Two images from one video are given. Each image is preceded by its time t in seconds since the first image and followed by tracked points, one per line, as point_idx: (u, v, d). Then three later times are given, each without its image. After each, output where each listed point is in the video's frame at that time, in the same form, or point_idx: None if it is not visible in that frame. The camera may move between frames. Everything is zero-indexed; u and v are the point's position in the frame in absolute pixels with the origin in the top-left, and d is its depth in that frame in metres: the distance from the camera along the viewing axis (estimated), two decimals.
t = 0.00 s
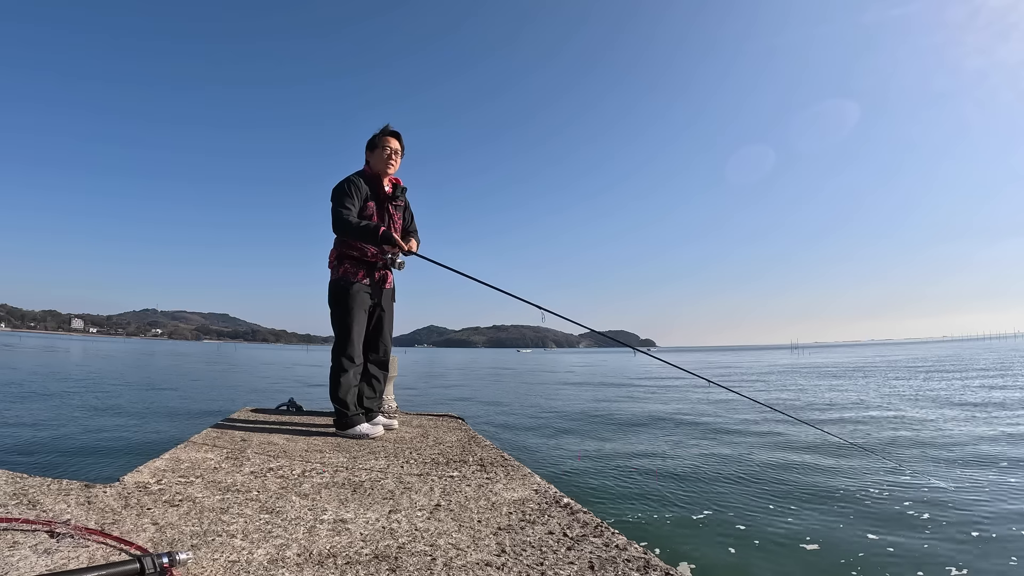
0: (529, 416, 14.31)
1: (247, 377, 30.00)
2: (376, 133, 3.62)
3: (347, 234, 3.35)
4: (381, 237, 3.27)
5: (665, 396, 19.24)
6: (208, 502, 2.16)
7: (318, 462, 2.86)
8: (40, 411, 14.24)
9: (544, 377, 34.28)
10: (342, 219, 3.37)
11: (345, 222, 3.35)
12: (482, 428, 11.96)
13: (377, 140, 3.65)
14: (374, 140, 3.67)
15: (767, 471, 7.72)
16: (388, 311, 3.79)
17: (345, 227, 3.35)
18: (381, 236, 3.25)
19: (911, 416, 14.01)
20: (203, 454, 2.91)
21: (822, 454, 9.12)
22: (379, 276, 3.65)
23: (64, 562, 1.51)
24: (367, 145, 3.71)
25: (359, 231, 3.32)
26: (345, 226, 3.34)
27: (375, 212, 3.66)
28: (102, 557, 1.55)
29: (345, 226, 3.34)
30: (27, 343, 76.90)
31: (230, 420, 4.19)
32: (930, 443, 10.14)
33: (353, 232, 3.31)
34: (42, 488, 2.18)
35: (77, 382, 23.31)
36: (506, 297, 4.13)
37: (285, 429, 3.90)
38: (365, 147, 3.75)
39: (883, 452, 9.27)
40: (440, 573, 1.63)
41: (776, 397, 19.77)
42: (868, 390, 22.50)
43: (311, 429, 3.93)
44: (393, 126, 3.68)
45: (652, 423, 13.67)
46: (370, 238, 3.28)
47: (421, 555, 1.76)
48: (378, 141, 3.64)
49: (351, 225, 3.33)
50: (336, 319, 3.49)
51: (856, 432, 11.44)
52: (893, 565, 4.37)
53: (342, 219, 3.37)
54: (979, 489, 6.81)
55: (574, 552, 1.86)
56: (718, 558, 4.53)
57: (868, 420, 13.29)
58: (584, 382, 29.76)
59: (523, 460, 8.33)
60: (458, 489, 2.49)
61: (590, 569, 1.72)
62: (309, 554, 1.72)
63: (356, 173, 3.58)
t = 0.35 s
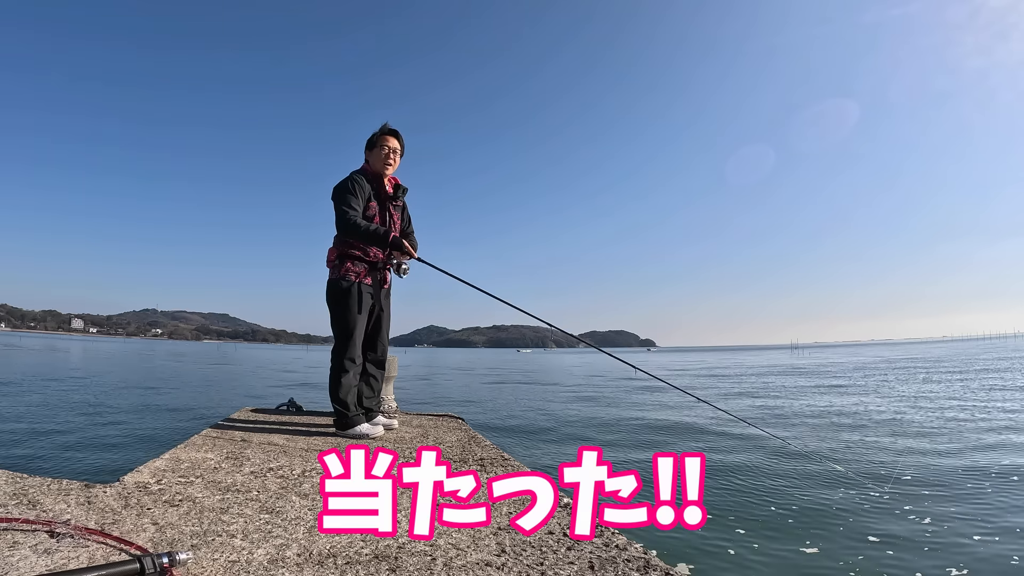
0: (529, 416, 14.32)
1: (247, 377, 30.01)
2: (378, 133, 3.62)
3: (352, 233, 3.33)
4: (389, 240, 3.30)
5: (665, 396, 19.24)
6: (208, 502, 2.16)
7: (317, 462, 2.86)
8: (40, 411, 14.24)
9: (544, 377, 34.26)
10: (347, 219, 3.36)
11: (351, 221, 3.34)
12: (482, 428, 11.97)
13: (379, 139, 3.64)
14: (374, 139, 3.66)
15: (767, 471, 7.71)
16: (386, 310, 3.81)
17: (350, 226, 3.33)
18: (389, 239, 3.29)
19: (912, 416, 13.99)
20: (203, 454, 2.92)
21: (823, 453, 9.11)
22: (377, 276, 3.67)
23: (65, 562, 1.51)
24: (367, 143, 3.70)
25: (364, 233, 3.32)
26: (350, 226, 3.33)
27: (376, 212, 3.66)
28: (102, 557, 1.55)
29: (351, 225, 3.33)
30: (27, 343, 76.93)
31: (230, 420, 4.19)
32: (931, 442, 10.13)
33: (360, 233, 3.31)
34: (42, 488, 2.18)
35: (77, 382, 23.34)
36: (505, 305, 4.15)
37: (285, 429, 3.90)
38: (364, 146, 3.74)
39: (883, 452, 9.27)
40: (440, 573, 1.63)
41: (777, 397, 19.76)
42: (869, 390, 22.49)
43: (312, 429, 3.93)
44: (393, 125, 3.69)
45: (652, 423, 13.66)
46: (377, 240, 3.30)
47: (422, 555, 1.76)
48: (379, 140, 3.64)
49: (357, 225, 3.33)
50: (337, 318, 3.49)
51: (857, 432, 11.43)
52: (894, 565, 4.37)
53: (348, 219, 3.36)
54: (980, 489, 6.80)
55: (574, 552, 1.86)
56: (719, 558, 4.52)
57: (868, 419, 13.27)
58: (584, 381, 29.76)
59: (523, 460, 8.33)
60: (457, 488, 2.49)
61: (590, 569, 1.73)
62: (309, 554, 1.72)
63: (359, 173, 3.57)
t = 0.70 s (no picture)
0: (529, 416, 14.31)
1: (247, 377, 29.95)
2: (381, 134, 3.63)
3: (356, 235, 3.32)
4: (394, 242, 3.31)
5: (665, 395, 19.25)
6: (208, 502, 2.16)
7: (317, 462, 2.86)
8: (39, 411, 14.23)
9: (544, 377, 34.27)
10: (351, 220, 3.34)
11: (355, 223, 3.33)
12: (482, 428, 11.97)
13: (381, 140, 3.64)
14: (376, 140, 3.66)
15: (768, 471, 7.71)
16: (385, 311, 3.82)
17: (354, 227, 3.32)
18: (394, 242, 3.30)
19: (912, 416, 13.99)
20: (203, 454, 2.91)
21: (823, 453, 9.12)
22: (378, 277, 3.67)
23: (65, 562, 1.51)
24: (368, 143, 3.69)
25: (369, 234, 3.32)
26: (354, 227, 3.32)
27: (378, 213, 3.67)
28: (102, 557, 1.55)
29: (355, 226, 3.32)
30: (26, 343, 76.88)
31: (230, 420, 4.19)
32: (931, 442, 10.13)
33: (365, 234, 3.31)
34: (42, 488, 2.18)
35: (77, 382, 23.31)
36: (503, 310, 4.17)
37: (285, 429, 3.90)
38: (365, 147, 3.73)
39: (883, 452, 9.28)
40: (440, 573, 1.63)
41: (777, 396, 19.76)
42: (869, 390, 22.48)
43: (312, 429, 3.93)
44: (395, 127, 3.69)
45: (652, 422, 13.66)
46: (382, 242, 3.31)
47: (422, 555, 1.77)
48: (381, 141, 3.64)
49: (362, 227, 3.32)
50: (338, 318, 3.48)
51: (857, 432, 11.44)
52: (894, 565, 4.37)
53: (352, 219, 3.35)
54: (980, 489, 6.80)
55: (574, 552, 1.86)
56: (720, 558, 4.51)
57: (868, 419, 13.27)
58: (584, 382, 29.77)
59: (523, 460, 8.33)
60: (457, 489, 2.49)
61: (590, 569, 1.73)
62: (309, 554, 1.72)
63: (361, 174, 3.56)
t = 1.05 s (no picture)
0: (529, 416, 14.32)
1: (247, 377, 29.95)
2: (385, 135, 3.63)
3: (359, 236, 3.31)
4: (398, 244, 3.31)
5: (665, 395, 19.24)
6: (208, 502, 2.15)
7: (317, 462, 2.86)
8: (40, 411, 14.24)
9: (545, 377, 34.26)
10: (354, 220, 3.33)
11: (358, 223, 3.32)
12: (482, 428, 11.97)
13: (385, 140, 3.64)
14: (379, 140, 3.65)
15: (768, 471, 7.71)
16: (385, 311, 3.82)
17: (358, 228, 3.31)
18: (399, 244, 3.30)
19: (912, 416, 13.98)
20: (203, 454, 2.91)
21: (823, 453, 9.12)
22: (379, 278, 3.67)
23: (65, 562, 1.51)
24: (372, 143, 3.69)
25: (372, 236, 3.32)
26: (358, 228, 3.31)
27: (380, 214, 3.67)
28: (101, 557, 1.55)
29: (358, 227, 3.31)
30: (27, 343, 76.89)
31: (230, 420, 4.19)
32: (932, 442, 10.13)
33: (369, 236, 3.30)
34: (42, 488, 2.18)
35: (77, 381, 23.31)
36: (502, 313, 4.19)
37: (286, 429, 3.90)
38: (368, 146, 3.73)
39: (883, 451, 9.27)
40: (440, 573, 1.63)
41: (778, 396, 19.73)
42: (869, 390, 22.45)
43: (313, 429, 3.93)
44: (398, 127, 3.69)
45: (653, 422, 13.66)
46: (385, 244, 3.30)
47: (422, 555, 1.76)
48: (384, 142, 3.64)
49: (366, 228, 3.32)
50: (339, 319, 3.47)
51: (857, 431, 11.43)
52: (895, 565, 4.37)
53: (356, 220, 3.34)
54: (981, 489, 6.80)
55: (574, 552, 1.86)
56: (721, 558, 4.51)
57: (869, 419, 13.27)
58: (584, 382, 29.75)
59: (524, 460, 8.33)
60: (457, 489, 2.49)
61: (590, 569, 1.72)
62: (309, 554, 1.72)
63: (365, 174, 3.56)
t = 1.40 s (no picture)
0: (529, 416, 14.33)
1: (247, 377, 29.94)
2: (388, 135, 3.64)
3: (362, 236, 3.31)
4: (401, 245, 3.32)
5: (665, 396, 19.24)
6: (208, 502, 2.16)
7: (317, 462, 2.86)
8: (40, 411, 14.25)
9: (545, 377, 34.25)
10: (357, 220, 3.34)
11: (361, 223, 3.32)
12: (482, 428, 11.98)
13: (387, 140, 3.65)
14: (381, 140, 3.66)
15: (767, 471, 7.72)
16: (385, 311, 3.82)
17: (360, 228, 3.31)
18: (402, 245, 3.31)
19: (913, 416, 13.97)
20: (203, 454, 2.91)
21: (823, 453, 9.13)
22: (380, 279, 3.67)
23: (65, 562, 1.51)
24: (374, 143, 3.68)
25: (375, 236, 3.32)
26: (360, 228, 3.30)
27: (382, 214, 3.67)
28: (101, 557, 1.55)
29: (361, 227, 3.30)
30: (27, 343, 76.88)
31: (230, 420, 4.19)
32: (932, 442, 10.12)
33: (372, 236, 3.30)
34: (42, 488, 2.18)
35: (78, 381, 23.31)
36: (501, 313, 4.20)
37: (286, 429, 3.90)
38: (370, 146, 3.72)
39: (883, 451, 9.26)
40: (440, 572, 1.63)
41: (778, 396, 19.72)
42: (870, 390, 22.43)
43: (313, 429, 3.93)
44: (400, 128, 3.70)
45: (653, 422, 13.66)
46: (388, 244, 3.31)
47: (421, 556, 1.76)
48: (387, 142, 3.64)
49: (368, 228, 3.32)
50: (341, 318, 3.47)
51: (857, 431, 11.42)
52: (895, 565, 4.36)
53: (359, 220, 3.34)
54: (981, 489, 6.79)
55: (574, 552, 1.86)
56: (720, 559, 4.50)
57: (869, 419, 13.25)
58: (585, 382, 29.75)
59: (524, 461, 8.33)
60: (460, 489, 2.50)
61: (590, 569, 1.72)
62: (309, 554, 1.72)
63: (367, 174, 3.56)
